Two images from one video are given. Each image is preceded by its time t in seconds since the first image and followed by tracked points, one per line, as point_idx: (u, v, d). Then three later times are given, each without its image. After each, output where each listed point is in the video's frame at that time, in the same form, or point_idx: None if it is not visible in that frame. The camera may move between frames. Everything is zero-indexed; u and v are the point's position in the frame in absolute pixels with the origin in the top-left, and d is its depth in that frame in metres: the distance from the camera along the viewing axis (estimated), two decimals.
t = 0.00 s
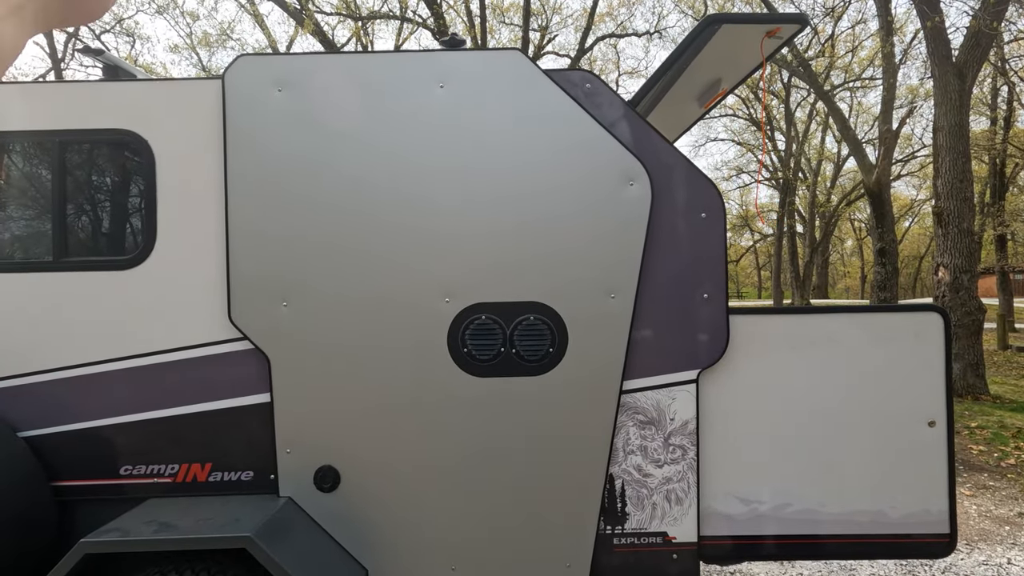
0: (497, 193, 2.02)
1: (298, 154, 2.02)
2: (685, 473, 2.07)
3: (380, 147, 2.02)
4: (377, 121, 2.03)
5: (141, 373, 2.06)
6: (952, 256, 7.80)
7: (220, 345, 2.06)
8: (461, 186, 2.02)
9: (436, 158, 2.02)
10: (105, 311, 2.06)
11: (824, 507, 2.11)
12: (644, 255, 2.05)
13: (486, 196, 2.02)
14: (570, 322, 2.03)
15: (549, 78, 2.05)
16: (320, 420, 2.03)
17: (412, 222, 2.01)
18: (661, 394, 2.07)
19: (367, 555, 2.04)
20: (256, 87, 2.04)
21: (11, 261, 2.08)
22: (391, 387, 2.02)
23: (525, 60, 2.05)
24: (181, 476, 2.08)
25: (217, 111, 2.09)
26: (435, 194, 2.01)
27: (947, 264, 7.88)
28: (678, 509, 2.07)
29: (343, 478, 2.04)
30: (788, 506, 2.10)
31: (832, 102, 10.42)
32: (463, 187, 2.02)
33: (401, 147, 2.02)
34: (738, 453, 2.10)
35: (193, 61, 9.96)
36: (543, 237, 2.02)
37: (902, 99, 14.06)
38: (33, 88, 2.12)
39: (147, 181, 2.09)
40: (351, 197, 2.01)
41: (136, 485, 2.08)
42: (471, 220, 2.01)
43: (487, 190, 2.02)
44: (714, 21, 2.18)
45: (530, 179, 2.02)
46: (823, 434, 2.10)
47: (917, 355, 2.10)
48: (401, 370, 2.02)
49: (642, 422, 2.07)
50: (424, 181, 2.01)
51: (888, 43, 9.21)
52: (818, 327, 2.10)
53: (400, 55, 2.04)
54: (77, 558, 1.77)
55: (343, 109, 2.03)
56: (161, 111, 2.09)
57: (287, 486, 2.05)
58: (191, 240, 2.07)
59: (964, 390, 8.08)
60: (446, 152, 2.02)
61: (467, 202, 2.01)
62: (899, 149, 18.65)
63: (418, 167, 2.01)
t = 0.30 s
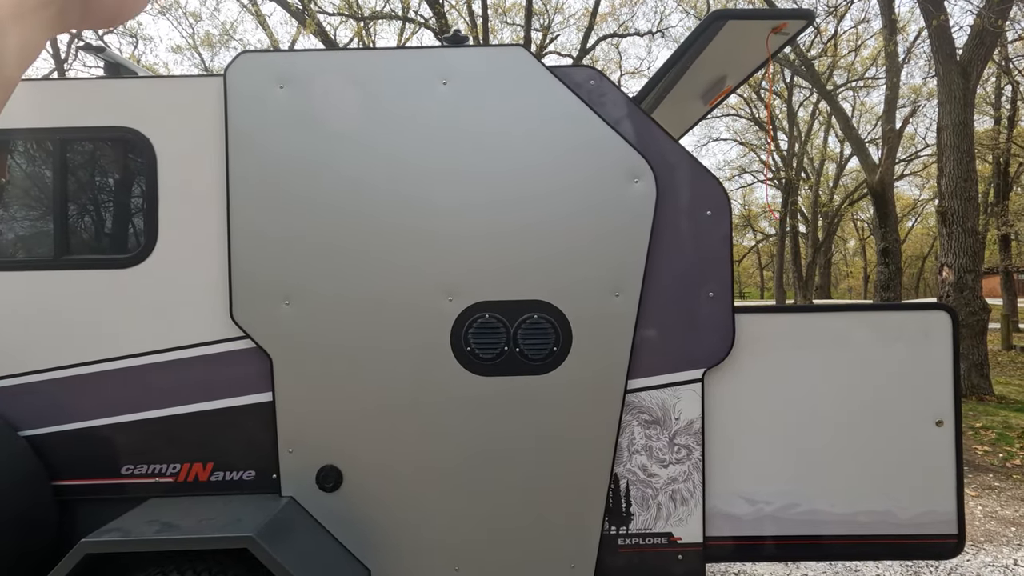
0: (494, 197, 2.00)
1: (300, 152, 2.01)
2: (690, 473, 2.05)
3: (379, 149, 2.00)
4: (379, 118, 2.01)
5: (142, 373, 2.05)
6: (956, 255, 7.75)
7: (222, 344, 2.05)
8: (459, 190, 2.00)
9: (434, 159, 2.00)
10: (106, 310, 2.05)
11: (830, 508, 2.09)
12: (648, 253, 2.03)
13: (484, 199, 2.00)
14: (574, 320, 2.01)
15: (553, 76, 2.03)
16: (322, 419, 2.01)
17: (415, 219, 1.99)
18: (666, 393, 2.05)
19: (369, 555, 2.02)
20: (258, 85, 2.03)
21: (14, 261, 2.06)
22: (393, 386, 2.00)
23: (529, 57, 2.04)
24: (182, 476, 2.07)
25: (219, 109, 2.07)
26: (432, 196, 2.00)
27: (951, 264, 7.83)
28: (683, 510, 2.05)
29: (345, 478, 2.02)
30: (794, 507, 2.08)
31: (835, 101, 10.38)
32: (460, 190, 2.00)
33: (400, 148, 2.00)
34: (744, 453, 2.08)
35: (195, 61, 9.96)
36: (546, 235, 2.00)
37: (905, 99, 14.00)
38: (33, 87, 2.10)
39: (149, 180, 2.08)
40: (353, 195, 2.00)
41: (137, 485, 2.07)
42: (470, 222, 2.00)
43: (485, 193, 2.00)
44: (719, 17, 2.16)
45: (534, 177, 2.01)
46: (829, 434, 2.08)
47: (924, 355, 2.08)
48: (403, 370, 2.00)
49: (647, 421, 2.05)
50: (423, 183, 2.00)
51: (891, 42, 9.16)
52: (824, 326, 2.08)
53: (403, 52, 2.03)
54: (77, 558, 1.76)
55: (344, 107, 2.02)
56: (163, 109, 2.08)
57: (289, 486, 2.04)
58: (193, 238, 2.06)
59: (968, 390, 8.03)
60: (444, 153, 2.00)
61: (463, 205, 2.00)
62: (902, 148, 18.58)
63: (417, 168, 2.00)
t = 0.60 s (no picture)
0: (496, 197, 1.99)
1: (302, 151, 2.00)
2: (695, 474, 2.04)
3: (381, 149, 1.99)
4: (382, 117, 2.00)
5: (145, 373, 2.05)
6: (960, 255, 7.73)
7: (224, 344, 2.04)
8: (462, 190, 1.99)
9: (435, 159, 1.99)
10: (108, 311, 2.04)
11: (836, 509, 2.07)
12: (653, 253, 2.02)
13: (485, 199, 1.99)
14: (578, 320, 2.00)
15: (557, 74, 2.02)
16: (325, 420, 2.00)
17: (417, 218, 1.98)
18: (670, 394, 2.04)
19: (372, 556, 2.01)
20: (261, 83, 2.02)
21: (18, 262, 2.06)
22: (396, 386, 1.99)
23: (533, 56, 2.03)
24: (184, 476, 2.06)
25: (222, 108, 2.07)
26: (433, 196, 1.99)
27: (955, 264, 7.80)
28: (688, 511, 2.04)
29: (348, 479, 2.01)
30: (799, 508, 2.07)
31: (838, 101, 10.35)
32: (462, 191, 1.99)
33: (402, 148, 1.99)
34: (749, 454, 2.07)
35: (198, 61, 9.96)
36: (550, 234, 1.99)
37: (909, 98, 13.94)
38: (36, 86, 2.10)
39: (151, 179, 2.07)
40: (355, 195, 1.99)
41: (139, 485, 2.06)
42: (470, 223, 1.99)
43: (487, 193, 1.99)
44: (724, 15, 2.15)
45: (538, 175, 2.00)
46: (835, 435, 2.07)
47: (931, 355, 2.06)
48: (406, 370, 1.99)
49: (651, 422, 2.04)
50: (423, 183, 1.99)
51: (894, 42, 9.14)
52: (829, 326, 2.07)
53: (407, 50, 2.02)
54: (80, 559, 1.76)
55: (346, 106, 2.01)
56: (165, 108, 2.07)
57: (292, 486, 2.03)
58: (195, 238, 2.05)
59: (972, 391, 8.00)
60: (446, 152, 1.99)
61: (464, 205, 1.99)
62: (905, 148, 18.53)
63: (420, 168, 1.99)
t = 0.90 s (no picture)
0: (499, 197, 1.99)
1: (305, 152, 2.01)
2: (697, 475, 2.04)
3: (384, 150, 2.00)
4: (385, 118, 2.01)
5: (149, 373, 2.05)
6: (963, 256, 7.71)
7: (228, 344, 2.05)
8: (467, 187, 1.99)
9: (438, 159, 1.99)
10: (112, 311, 2.05)
11: (838, 510, 2.08)
12: (656, 253, 2.02)
13: (487, 199, 1.99)
14: (580, 321, 2.00)
15: (560, 75, 2.02)
16: (328, 420, 2.01)
17: (420, 219, 1.99)
18: (673, 394, 2.04)
19: (375, 556, 2.02)
20: (264, 84, 2.03)
21: (20, 261, 2.07)
22: (399, 386, 2.00)
23: (536, 57, 2.03)
24: (188, 476, 2.07)
25: (226, 108, 2.07)
26: (436, 196, 1.99)
27: (958, 264, 7.79)
28: (690, 511, 2.04)
29: (350, 479, 2.02)
30: (802, 509, 2.07)
31: (840, 101, 10.34)
32: (466, 189, 1.99)
33: (405, 148, 2.00)
34: (751, 454, 2.07)
35: (201, 61, 9.99)
36: (553, 235, 2.00)
37: (911, 98, 13.91)
38: (40, 87, 2.10)
39: (155, 180, 2.08)
40: (359, 195, 1.99)
41: (143, 485, 2.07)
42: (473, 221, 1.99)
43: (491, 192, 1.99)
44: (727, 16, 2.15)
45: (540, 176, 2.00)
46: (838, 435, 2.07)
47: (934, 356, 2.06)
48: (409, 370, 2.00)
49: (654, 423, 2.04)
50: (425, 183, 1.99)
51: (897, 41, 9.12)
52: (831, 326, 2.07)
53: (410, 51, 2.02)
54: (84, 559, 1.76)
55: (349, 107, 2.01)
56: (169, 109, 2.08)
57: (295, 486, 2.03)
58: (198, 238, 2.06)
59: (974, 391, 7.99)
60: (449, 153, 2.00)
61: (467, 206, 1.99)
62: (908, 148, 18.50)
63: (423, 169, 1.99)
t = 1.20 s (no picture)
0: (498, 197, 1.99)
1: (304, 152, 2.00)
2: (697, 475, 2.04)
3: (382, 150, 1.99)
4: (384, 117, 2.01)
5: (147, 373, 2.05)
6: (965, 255, 7.68)
7: (226, 344, 2.05)
8: (467, 184, 1.99)
9: (437, 158, 1.99)
10: (111, 311, 2.05)
11: (838, 510, 2.07)
12: (654, 253, 2.02)
13: (486, 199, 1.99)
14: (579, 321, 1.99)
15: (559, 75, 2.02)
16: (326, 420, 2.01)
17: (418, 219, 1.98)
18: (672, 394, 2.03)
19: (374, 556, 2.02)
20: (263, 84, 2.02)
21: (22, 261, 2.07)
22: (397, 386, 2.00)
23: (535, 56, 2.03)
24: (187, 476, 2.07)
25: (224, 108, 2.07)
26: (434, 195, 1.99)
27: (959, 264, 7.76)
28: (689, 511, 2.04)
29: (349, 479, 2.01)
30: (801, 509, 2.06)
31: (842, 101, 10.31)
32: (466, 186, 1.99)
33: (404, 148, 1.99)
34: (750, 455, 2.07)
35: (203, 62, 10.00)
36: (551, 234, 1.99)
37: (914, 97, 13.85)
38: (39, 87, 2.10)
39: (155, 180, 2.07)
40: (357, 195, 1.99)
41: (142, 485, 2.07)
42: (473, 219, 1.99)
43: (490, 190, 1.99)
44: (726, 15, 2.14)
45: (539, 175, 2.00)
46: (837, 436, 2.06)
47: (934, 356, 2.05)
48: (407, 370, 1.99)
49: (653, 423, 2.03)
50: (424, 182, 1.99)
51: (899, 41, 9.09)
52: (831, 326, 2.06)
53: (409, 51, 2.02)
54: (82, 559, 1.76)
55: (347, 106, 2.01)
56: (168, 109, 2.08)
57: (294, 487, 2.03)
58: (197, 238, 2.06)
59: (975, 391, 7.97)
60: (448, 152, 1.99)
61: (466, 206, 1.99)
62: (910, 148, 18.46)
63: (421, 168, 1.99)
